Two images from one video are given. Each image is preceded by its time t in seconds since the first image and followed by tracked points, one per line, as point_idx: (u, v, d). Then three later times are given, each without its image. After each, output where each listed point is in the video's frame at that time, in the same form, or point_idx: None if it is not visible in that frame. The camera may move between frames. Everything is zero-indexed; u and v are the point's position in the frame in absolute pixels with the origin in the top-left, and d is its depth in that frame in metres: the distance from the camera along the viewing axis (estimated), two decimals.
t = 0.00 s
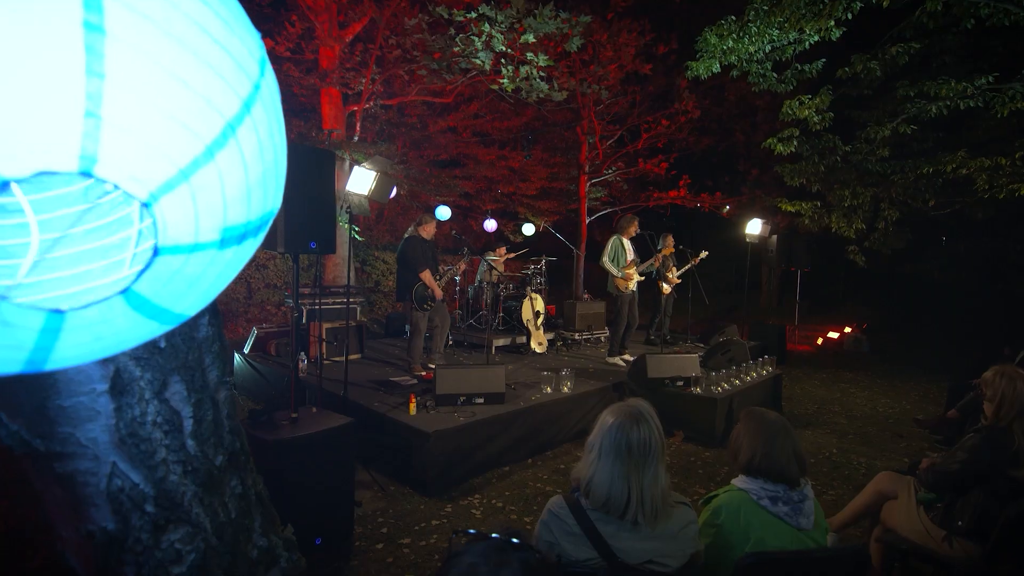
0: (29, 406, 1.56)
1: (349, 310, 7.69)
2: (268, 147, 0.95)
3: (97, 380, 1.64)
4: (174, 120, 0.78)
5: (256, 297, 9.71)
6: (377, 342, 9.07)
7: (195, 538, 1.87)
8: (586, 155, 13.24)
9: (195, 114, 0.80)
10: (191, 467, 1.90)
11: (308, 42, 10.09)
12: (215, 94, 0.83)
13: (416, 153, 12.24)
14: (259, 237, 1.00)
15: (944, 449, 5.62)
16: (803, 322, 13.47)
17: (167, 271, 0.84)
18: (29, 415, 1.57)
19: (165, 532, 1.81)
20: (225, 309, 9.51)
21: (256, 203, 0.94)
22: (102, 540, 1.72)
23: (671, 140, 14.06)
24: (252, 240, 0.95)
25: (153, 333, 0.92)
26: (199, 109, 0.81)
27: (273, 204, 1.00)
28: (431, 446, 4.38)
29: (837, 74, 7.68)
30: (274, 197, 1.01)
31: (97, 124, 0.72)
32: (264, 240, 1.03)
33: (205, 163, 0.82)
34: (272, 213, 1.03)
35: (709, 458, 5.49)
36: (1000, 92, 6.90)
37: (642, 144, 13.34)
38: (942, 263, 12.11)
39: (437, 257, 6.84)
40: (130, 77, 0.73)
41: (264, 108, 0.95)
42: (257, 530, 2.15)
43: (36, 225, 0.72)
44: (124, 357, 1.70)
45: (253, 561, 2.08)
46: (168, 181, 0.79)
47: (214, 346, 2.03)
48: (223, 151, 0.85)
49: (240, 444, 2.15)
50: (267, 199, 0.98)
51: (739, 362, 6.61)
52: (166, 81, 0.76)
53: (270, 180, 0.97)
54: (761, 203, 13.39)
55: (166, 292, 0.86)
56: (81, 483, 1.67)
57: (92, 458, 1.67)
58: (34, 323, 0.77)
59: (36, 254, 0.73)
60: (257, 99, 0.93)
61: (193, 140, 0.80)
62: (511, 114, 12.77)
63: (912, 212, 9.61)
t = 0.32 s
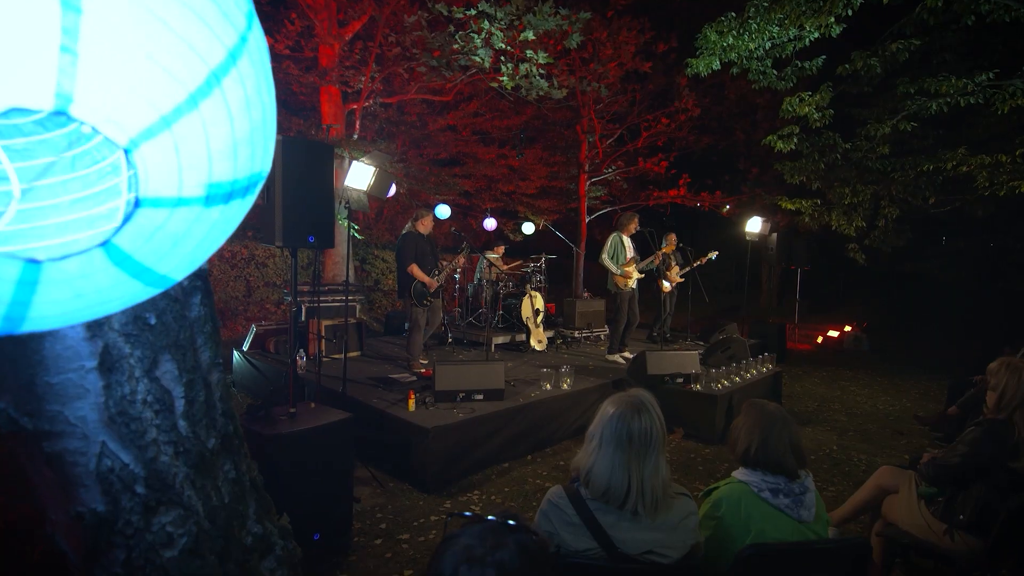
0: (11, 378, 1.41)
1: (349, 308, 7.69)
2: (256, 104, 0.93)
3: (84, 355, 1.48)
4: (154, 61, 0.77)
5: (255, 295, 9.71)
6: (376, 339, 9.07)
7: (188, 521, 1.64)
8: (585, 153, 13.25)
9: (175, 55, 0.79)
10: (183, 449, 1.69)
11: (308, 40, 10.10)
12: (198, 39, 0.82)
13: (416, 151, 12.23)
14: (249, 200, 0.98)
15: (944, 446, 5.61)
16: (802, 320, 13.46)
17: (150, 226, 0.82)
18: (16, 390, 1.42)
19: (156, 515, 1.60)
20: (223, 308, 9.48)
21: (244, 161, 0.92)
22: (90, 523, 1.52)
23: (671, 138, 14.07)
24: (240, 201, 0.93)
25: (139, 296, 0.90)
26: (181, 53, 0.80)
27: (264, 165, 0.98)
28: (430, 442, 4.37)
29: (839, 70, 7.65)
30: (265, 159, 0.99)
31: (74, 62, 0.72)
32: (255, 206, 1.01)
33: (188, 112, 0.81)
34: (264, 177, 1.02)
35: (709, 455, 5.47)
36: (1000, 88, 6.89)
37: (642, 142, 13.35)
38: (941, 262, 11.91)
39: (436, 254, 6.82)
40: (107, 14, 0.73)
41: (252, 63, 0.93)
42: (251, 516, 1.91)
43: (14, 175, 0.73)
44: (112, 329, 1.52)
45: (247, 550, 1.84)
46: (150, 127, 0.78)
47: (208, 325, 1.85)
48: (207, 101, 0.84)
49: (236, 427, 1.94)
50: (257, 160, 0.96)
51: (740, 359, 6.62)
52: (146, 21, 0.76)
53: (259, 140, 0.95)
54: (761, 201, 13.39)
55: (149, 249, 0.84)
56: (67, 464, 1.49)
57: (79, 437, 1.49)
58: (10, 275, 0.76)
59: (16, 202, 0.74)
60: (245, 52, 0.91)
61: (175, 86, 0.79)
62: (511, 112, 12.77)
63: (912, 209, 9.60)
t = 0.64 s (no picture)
0: None
1: (348, 306, 7.67)
2: (241, 60, 0.93)
3: (72, 332, 1.44)
4: (135, 8, 0.79)
5: (255, 294, 9.69)
6: (376, 337, 9.04)
7: (178, 506, 1.60)
8: (586, 152, 13.22)
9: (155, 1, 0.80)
10: (174, 431, 1.63)
11: (307, 38, 10.07)
12: None
13: (416, 149, 12.20)
14: (235, 162, 0.98)
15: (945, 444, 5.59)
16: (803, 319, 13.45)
17: (129, 180, 0.83)
18: (3, 369, 1.39)
19: (146, 498, 1.55)
20: (223, 306, 9.44)
21: (229, 120, 0.92)
22: (79, 507, 1.49)
23: (671, 137, 14.05)
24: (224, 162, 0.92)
25: (121, 259, 0.90)
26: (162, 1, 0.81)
27: (251, 129, 0.98)
28: (429, 437, 4.36)
29: (839, 67, 7.63)
30: (253, 124, 0.99)
31: (47, 1, 0.73)
32: (242, 173, 1.00)
33: (169, 61, 0.82)
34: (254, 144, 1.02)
35: (709, 452, 5.45)
36: (1001, 85, 6.87)
37: (642, 141, 13.33)
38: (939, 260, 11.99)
39: (437, 251, 6.82)
40: None
41: (238, 19, 0.93)
42: (245, 503, 1.85)
43: None
44: (100, 306, 1.49)
45: (241, 538, 1.79)
46: (129, 74, 0.79)
47: (200, 307, 1.81)
48: (188, 52, 0.84)
49: (230, 411, 1.89)
50: (243, 121, 0.95)
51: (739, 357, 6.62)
52: None
53: (245, 101, 0.94)
54: (761, 200, 13.36)
55: (129, 205, 0.85)
56: (55, 444, 1.45)
57: (67, 417, 1.44)
58: None
59: None
60: (229, 5, 0.91)
61: (155, 34, 0.81)
62: (511, 111, 12.74)
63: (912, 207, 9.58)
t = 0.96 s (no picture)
0: None
1: (348, 304, 7.66)
2: (223, 21, 1.03)
3: (61, 311, 1.43)
4: None
5: (255, 292, 9.70)
6: (376, 336, 9.02)
7: (170, 490, 1.58)
8: (587, 151, 13.17)
9: None
10: (166, 414, 1.61)
11: (307, 37, 10.06)
12: None
13: (416, 148, 12.13)
14: (220, 125, 1.06)
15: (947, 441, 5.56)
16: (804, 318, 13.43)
17: (108, 137, 0.91)
18: None
19: (137, 482, 1.53)
20: (223, 305, 9.42)
21: (213, 82, 1.02)
22: (69, 491, 1.46)
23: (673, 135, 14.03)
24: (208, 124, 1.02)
25: (103, 224, 0.98)
26: None
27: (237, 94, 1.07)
28: (429, 434, 4.34)
29: (840, 64, 7.61)
30: (238, 90, 1.08)
31: None
32: (226, 141, 1.09)
33: (148, 13, 0.92)
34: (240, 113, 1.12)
35: (710, 449, 5.44)
36: (1003, 81, 6.84)
37: (643, 139, 13.31)
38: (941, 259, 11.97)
39: (438, 248, 6.83)
40: None
41: None
42: (240, 491, 1.83)
43: None
44: (89, 285, 1.48)
45: (235, 525, 1.76)
46: (107, 24, 0.88)
47: (192, 289, 1.80)
48: (169, 7, 0.94)
49: (223, 396, 1.87)
50: (227, 84, 1.04)
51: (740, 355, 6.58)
52: None
53: (229, 65, 1.04)
54: (762, 198, 13.33)
55: (109, 165, 0.93)
56: (45, 425, 1.43)
57: (56, 398, 1.43)
58: None
59: None
60: None
61: None
62: (512, 109, 12.72)
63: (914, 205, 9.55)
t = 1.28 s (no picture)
0: None
1: (349, 301, 7.65)
2: None
3: (49, 289, 1.41)
4: None
5: (256, 291, 9.72)
6: (377, 334, 9.03)
7: (163, 474, 1.54)
8: (588, 151, 13.21)
9: None
10: (157, 397, 1.58)
11: (308, 35, 10.05)
12: None
13: (418, 148, 11.87)
14: (207, 89, 0.98)
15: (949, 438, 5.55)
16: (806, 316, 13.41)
17: (86, 92, 0.83)
18: None
19: (128, 465, 1.49)
20: (224, 303, 9.43)
21: (197, 41, 0.94)
22: (59, 474, 1.43)
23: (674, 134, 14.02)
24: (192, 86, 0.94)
25: (84, 188, 0.90)
26: None
27: (222, 58, 1.00)
28: (429, 430, 4.34)
29: (842, 61, 7.58)
30: (225, 54, 1.01)
31: None
32: (212, 107, 1.02)
33: None
34: (226, 81, 1.05)
35: (711, 446, 5.42)
36: (1007, 77, 6.82)
37: (644, 138, 13.30)
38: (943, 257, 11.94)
39: (440, 246, 6.83)
40: None
41: None
42: (234, 479, 1.80)
43: None
44: (78, 262, 1.46)
45: (228, 513, 1.73)
46: None
47: (184, 271, 1.78)
48: None
49: (216, 380, 1.85)
50: (213, 45, 0.97)
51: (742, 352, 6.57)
52: None
53: (214, 24, 0.96)
54: (764, 197, 13.31)
55: (89, 121, 0.85)
56: (33, 407, 1.41)
57: (46, 377, 1.41)
58: None
59: None
60: None
61: None
62: (513, 109, 12.72)
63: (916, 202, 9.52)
